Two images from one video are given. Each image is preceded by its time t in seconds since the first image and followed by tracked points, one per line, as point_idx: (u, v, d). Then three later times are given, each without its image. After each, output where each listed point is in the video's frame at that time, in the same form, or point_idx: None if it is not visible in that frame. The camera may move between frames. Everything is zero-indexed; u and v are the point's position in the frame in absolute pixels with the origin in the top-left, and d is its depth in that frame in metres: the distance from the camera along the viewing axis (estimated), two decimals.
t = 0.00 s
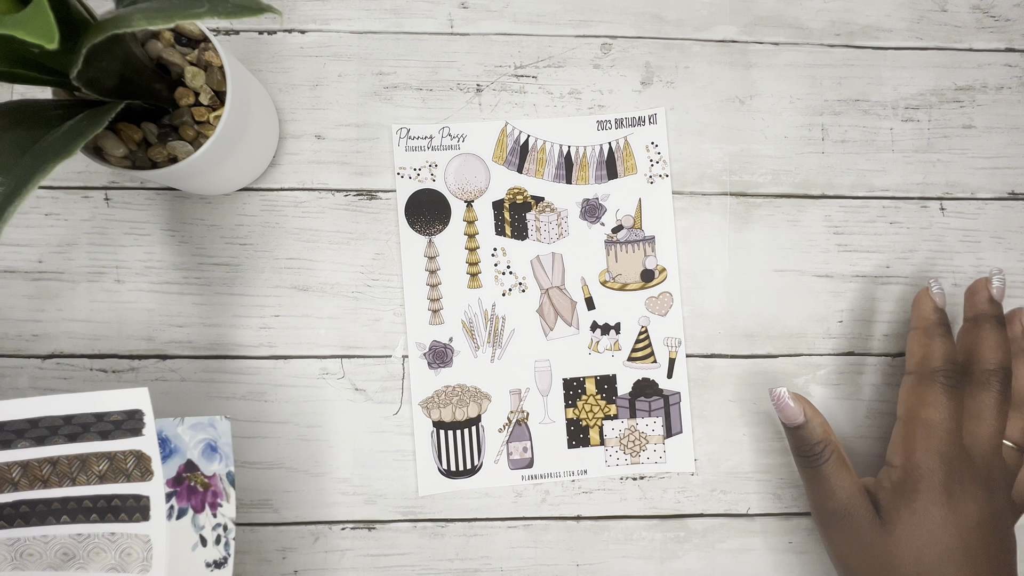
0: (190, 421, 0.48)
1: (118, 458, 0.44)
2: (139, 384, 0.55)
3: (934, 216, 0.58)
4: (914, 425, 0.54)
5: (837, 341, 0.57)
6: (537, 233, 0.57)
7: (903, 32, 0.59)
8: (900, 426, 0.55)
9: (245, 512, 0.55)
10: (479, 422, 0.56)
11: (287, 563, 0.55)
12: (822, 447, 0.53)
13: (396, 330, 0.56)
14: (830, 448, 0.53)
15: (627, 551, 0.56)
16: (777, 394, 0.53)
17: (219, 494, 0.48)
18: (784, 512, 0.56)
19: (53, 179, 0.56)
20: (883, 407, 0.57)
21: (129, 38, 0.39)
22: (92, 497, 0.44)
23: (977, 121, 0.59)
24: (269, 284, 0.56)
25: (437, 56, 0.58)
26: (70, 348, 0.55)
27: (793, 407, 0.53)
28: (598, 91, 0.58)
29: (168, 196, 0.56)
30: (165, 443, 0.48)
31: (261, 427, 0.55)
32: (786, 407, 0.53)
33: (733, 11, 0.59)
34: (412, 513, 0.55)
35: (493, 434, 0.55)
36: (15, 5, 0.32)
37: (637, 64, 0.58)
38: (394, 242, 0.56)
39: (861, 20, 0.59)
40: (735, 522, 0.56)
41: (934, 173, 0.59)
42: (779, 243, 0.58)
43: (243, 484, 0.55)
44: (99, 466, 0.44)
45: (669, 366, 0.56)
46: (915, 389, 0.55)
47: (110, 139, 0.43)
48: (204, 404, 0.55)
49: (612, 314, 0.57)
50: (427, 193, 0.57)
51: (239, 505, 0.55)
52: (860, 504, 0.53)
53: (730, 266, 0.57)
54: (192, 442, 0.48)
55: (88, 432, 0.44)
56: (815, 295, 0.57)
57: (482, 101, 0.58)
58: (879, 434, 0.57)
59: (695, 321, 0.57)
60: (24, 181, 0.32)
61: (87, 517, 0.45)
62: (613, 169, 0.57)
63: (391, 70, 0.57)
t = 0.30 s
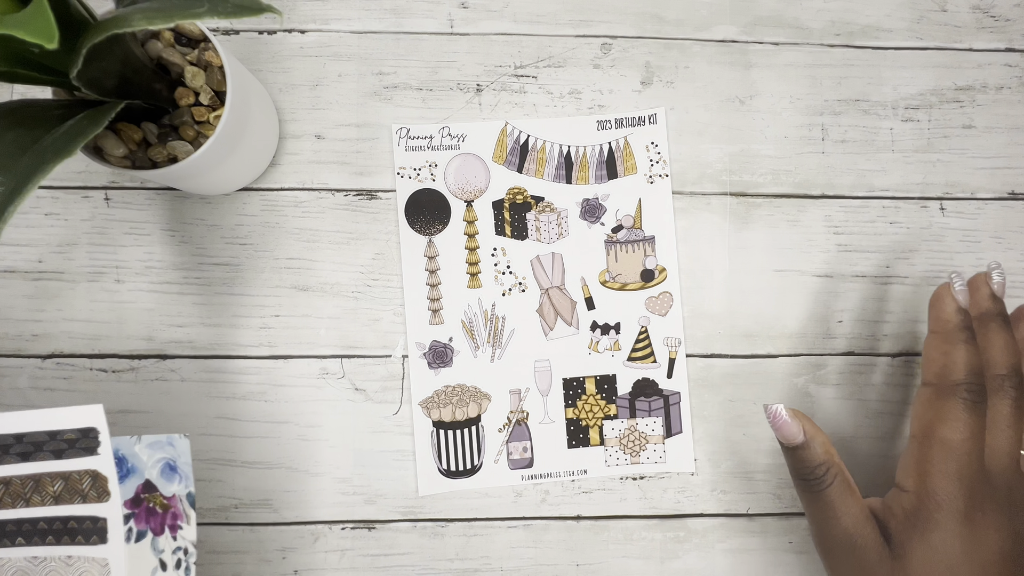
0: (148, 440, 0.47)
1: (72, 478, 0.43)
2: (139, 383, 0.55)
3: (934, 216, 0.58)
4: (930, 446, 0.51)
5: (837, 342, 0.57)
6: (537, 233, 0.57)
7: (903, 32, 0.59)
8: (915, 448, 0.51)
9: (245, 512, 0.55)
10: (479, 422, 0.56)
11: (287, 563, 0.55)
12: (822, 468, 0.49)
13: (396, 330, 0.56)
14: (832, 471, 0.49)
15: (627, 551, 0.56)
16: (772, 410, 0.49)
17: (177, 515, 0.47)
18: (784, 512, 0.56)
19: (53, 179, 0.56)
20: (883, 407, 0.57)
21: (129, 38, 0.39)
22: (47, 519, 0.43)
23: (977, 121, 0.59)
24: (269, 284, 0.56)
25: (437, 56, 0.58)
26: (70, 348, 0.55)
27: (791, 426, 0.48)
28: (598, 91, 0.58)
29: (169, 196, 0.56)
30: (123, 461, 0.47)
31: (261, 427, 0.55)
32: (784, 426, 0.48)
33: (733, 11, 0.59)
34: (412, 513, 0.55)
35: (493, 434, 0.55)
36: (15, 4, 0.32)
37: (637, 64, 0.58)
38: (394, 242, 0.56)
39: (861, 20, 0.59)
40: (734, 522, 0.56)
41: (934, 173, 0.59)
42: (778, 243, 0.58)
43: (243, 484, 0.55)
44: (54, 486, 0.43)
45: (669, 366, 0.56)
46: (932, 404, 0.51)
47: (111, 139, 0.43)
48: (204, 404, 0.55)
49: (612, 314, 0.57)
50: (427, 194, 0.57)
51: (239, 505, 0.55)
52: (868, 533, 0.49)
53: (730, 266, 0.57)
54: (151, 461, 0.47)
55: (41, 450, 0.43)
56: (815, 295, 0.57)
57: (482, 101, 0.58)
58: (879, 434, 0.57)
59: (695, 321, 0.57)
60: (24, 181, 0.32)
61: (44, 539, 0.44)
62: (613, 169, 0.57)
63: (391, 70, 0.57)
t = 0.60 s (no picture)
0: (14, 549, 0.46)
1: None
2: (139, 384, 0.55)
3: (934, 216, 0.58)
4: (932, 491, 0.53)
5: (837, 342, 0.57)
6: (537, 233, 0.57)
7: (903, 32, 0.59)
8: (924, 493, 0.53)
9: (244, 512, 0.55)
10: (479, 422, 0.56)
11: (287, 563, 0.55)
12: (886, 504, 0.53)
13: (396, 330, 0.56)
14: (889, 495, 0.53)
15: (627, 551, 0.56)
16: (855, 442, 0.52)
17: None
18: (784, 512, 0.56)
19: (53, 178, 0.56)
20: (883, 407, 0.57)
21: (128, 38, 0.39)
22: None
23: (977, 121, 0.59)
24: (269, 284, 0.56)
25: (437, 56, 0.58)
26: (70, 348, 0.55)
27: (869, 462, 0.52)
28: (598, 91, 0.58)
29: (168, 196, 0.56)
30: None
31: (261, 427, 0.55)
32: (859, 460, 0.51)
33: (733, 11, 0.59)
34: (412, 513, 0.55)
35: (493, 434, 0.55)
36: (15, 5, 0.32)
37: (637, 64, 0.58)
38: (393, 242, 0.56)
39: (861, 20, 0.59)
40: (734, 522, 0.56)
41: (934, 173, 0.59)
42: (779, 243, 0.58)
43: (243, 484, 0.55)
44: None
45: (669, 365, 0.56)
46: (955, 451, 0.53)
47: (111, 139, 0.43)
48: (204, 404, 0.55)
49: (612, 314, 0.57)
50: (427, 193, 0.57)
51: (239, 505, 0.55)
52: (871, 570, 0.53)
53: (730, 266, 0.57)
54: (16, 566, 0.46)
55: None
56: (815, 295, 0.57)
57: (482, 101, 0.58)
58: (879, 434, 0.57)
59: (695, 321, 0.57)
60: (24, 181, 0.32)
61: None
62: (613, 169, 0.57)
63: (391, 70, 0.57)
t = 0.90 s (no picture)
0: None
1: None
2: (139, 384, 0.55)
3: (934, 216, 0.58)
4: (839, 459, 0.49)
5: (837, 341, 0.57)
6: (537, 233, 0.57)
7: (903, 32, 0.59)
8: (826, 458, 0.49)
9: (245, 512, 0.55)
10: (479, 422, 0.56)
11: (287, 563, 0.55)
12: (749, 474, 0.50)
13: (396, 330, 0.56)
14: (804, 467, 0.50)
15: (627, 551, 0.56)
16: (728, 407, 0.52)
17: None
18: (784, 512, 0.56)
19: (53, 179, 0.56)
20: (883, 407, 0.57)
21: (129, 38, 0.39)
22: None
23: (977, 121, 0.59)
24: (269, 284, 0.56)
25: (437, 56, 0.58)
26: (70, 348, 0.55)
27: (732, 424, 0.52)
28: (598, 91, 0.58)
29: (168, 196, 0.56)
30: None
31: (261, 427, 0.55)
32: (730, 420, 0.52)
33: (733, 11, 0.59)
34: (412, 513, 0.55)
35: (493, 434, 0.55)
36: (15, 5, 0.32)
37: (637, 64, 0.58)
38: (394, 242, 0.56)
39: (861, 20, 0.59)
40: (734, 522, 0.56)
41: (933, 173, 0.59)
42: (779, 243, 0.58)
43: (243, 484, 0.55)
44: None
45: (669, 365, 0.56)
46: (842, 416, 0.49)
47: (110, 139, 0.43)
48: (204, 404, 0.55)
49: (612, 314, 0.57)
50: (428, 194, 0.57)
51: (239, 505, 0.55)
52: (777, 537, 0.49)
53: (730, 266, 0.57)
54: None
55: None
56: (815, 295, 0.57)
57: (482, 101, 0.58)
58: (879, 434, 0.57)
59: (695, 321, 0.57)
60: (24, 181, 0.32)
61: None
62: (613, 169, 0.57)
63: (391, 69, 0.57)
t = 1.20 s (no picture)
0: (95, 540, 0.44)
1: None
2: (139, 384, 0.55)
3: (934, 216, 0.58)
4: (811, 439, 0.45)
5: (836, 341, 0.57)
6: (537, 233, 0.57)
7: (903, 32, 0.59)
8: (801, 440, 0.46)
9: (244, 512, 0.55)
10: (479, 422, 0.56)
11: (287, 563, 0.55)
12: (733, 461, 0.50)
13: (396, 330, 0.56)
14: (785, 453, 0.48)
15: (627, 551, 0.56)
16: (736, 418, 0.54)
17: None
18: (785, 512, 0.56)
19: (53, 179, 0.56)
20: (884, 407, 0.57)
21: (129, 38, 0.39)
22: None
23: (977, 121, 0.59)
24: (269, 284, 0.56)
25: (437, 56, 0.58)
26: (70, 348, 0.55)
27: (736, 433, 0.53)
28: (598, 91, 0.58)
29: (168, 196, 0.56)
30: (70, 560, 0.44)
31: (261, 427, 0.55)
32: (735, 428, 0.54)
33: (733, 11, 0.59)
34: (412, 513, 0.55)
35: (493, 434, 0.55)
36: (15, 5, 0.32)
37: (637, 64, 0.58)
38: (394, 243, 0.56)
39: (861, 20, 0.59)
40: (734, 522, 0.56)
41: (933, 173, 0.59)
42: (778, 243, 0.58)
43: (243, 484, 0.55)
44: (20, 565, 0.44)
45: (669, 366, 0.56)
46: (813, 400, 0.45)
47: (110, 139, 0.43)
48: (204, 403, 0.55)
49: (612, 314, 0.57)
50: (427, 194, 0.57)
51: (239, 505, 0.55)
52: (758, 519, 0.47)
53: (730, 266, 0.57)
54: (94, 566, 0.44)
55: None
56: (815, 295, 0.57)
57: (482, 101, 0.58)
58: (879, 434, 0.57)
59: (695, 321, 0.57)
60: (24, 181, 0.32)
61: None
62: (613, 169, 0.57)
63: (391, 70, 0.57)
